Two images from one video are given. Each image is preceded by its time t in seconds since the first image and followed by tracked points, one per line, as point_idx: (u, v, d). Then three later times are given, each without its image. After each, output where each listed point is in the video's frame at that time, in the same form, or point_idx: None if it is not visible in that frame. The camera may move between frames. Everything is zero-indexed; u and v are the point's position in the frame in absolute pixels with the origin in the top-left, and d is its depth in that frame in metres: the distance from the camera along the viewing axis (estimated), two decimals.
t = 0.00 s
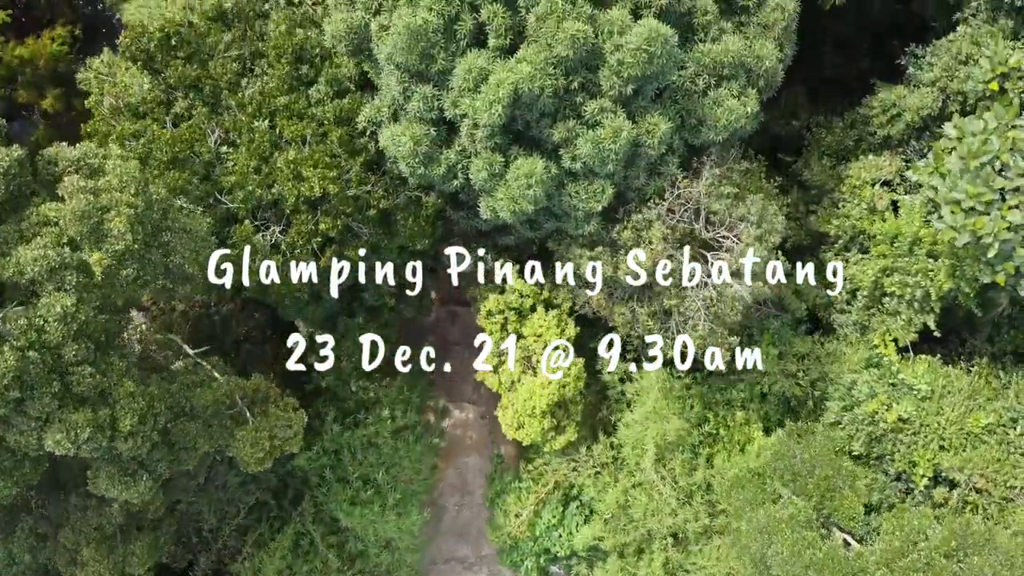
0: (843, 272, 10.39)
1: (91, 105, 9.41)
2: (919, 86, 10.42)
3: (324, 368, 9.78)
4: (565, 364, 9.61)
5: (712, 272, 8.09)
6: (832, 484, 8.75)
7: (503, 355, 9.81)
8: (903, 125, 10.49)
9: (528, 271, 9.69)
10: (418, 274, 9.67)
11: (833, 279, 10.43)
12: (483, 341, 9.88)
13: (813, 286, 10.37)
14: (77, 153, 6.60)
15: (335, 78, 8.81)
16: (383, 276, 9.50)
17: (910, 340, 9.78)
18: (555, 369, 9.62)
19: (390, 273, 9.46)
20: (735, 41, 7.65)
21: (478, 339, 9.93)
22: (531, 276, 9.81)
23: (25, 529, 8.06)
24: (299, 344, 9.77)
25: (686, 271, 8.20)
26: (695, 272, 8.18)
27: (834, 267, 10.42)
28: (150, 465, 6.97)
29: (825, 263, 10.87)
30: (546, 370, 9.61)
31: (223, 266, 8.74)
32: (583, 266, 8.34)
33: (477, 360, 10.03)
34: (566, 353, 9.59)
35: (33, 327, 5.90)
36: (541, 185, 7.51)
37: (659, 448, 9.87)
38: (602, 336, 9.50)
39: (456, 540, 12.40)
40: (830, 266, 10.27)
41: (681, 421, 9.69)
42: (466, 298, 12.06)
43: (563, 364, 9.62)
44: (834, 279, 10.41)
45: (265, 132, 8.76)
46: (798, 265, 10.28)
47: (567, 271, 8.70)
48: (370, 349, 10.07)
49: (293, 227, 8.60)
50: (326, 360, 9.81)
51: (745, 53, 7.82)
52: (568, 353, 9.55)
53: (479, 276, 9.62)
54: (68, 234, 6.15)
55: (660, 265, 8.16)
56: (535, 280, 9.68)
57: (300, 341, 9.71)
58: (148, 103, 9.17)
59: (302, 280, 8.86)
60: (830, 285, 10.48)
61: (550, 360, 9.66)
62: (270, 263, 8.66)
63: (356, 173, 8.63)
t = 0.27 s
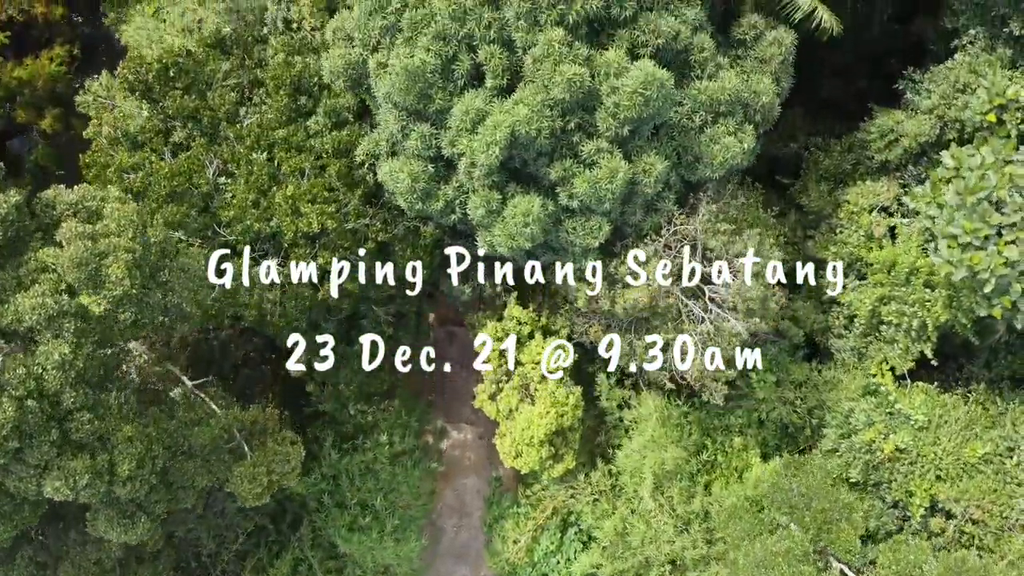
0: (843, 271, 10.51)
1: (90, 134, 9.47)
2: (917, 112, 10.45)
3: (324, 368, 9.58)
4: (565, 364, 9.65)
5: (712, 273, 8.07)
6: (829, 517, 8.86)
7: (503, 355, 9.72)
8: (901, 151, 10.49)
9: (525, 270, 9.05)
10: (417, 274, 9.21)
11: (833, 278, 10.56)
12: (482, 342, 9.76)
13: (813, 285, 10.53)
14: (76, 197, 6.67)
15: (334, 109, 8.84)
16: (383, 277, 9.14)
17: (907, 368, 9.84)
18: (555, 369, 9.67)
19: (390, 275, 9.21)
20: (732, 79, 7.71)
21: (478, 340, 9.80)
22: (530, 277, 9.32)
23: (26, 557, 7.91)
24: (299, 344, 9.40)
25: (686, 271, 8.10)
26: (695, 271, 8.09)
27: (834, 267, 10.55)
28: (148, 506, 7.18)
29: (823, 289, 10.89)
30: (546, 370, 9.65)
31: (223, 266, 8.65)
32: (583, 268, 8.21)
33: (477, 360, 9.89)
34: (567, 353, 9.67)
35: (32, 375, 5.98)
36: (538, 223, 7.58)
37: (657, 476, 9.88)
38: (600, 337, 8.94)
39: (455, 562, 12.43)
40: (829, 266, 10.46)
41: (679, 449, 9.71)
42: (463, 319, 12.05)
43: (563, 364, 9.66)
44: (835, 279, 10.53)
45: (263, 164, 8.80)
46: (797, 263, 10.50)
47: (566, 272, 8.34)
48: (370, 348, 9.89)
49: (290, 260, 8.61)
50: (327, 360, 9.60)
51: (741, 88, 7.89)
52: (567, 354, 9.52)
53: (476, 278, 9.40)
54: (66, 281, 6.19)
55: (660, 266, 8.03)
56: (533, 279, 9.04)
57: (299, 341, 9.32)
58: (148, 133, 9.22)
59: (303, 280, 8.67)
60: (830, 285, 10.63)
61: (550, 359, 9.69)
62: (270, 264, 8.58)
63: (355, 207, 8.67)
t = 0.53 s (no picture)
0: (843, 271, 10.56)
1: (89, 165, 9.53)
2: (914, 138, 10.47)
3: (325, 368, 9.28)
4: (565, 364, 9.52)
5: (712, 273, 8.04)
6: (825, 550, 9.17)
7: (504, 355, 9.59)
8: (898, 176, 10.49)
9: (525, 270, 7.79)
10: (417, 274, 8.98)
11: (833, 278, 10.61)
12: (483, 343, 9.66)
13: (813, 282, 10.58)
14: (76, 238, 6.74)
15: (332, 141, 8.86)
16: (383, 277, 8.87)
17: (904, 396, 9.85)
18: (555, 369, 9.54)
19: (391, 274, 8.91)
20: (728, 116, 7.75)
21: (478, 341, 9.79)
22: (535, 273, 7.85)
23: None
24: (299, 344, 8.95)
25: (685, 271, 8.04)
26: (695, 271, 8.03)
27: (834, 267, 10.61)
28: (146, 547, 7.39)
29: (820, 314, 10.91)
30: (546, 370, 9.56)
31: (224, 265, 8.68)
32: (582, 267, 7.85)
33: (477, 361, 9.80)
34: (566, 353, 9.53)
35: (31, 423, 6.05)
36: (535, 261, 7.62)
37: (655, 504, 9.89)
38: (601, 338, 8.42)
39: None
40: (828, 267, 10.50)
41: (677, 478, 9.71)
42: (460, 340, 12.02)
43: (563, 364, 9.53)
44: (834, 279, 10.58)
45: (262, 196, 8.84)
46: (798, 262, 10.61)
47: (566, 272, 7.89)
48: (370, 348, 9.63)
49: (287, 293, 8.61)
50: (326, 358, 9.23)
51: (738, 124, 7.91)
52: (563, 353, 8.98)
53: (476, 279, 9.24)
54: (63, 328, 6.20)
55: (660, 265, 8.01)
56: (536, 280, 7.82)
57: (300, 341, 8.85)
58: (147, 165, 9.27)
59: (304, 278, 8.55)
60: (830, 285, 10.66)
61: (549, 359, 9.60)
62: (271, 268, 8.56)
63: (353, 240, 8.70)
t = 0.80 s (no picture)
0: (843, 272, 10.65)
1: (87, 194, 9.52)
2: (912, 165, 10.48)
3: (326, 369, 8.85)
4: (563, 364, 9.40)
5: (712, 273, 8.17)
6: None
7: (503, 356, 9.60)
8: (895, 202, 10.51)
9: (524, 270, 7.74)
10: (418, 275, 8.11)
11: (833, 279, 10.70)
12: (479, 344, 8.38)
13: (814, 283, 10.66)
14: (73, 280, 6.77)
15: (330, 172, 8.86)
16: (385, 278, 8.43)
17: (901, 425, 9.87)
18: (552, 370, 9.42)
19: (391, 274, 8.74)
20: (724, 154, 7.78)
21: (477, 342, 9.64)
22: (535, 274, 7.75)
23: None
24: (299, 345, 8.69)
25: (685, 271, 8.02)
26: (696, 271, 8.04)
27: (834, 267, 10.71)
28: None
29: (817, 340, 10.93)
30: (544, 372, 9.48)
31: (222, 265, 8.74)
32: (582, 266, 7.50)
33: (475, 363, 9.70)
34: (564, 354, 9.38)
35: (29, 471, 6.10)
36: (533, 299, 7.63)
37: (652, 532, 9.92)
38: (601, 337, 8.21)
39: None
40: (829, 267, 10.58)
41: (675, 507, 9.79)
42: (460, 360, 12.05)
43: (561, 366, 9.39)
44: (834, 280, 10.66)
45: (260, 228, 8.85)
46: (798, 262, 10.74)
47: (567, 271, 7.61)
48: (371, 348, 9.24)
49: (286, 325, 8.63)
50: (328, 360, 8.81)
51: (734, 161, 8.00)
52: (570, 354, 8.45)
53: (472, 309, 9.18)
54: (61, 374, 6.22)
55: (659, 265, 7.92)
56: (537, 281, 7.71)
57: (300, 341, 8.64)
58: (145, 195, 9.29)
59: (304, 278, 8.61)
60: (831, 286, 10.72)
61: (549, 361, 9.39)
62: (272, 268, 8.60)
63: (351, 273, 8.72)
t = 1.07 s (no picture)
0: (843, 270, 10.74)
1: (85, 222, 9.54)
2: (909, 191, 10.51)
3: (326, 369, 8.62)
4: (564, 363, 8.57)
5: (713, 273, 7.94)
6: None
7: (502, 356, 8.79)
8: (893, 227, 10.53)
9: (524, 271, 7.53)
10: (417, 275, 7.86)
11: (833, 278, 10.79)
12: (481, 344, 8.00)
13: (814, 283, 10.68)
14: (70, 320, 6.85)
15: (329, 203, 8.89)
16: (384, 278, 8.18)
17: (898, 451, 9.90)
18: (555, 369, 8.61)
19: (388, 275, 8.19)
20: (721, 190, 7.80)
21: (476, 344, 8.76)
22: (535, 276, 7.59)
23: None
24: (299, 345, 8.54)
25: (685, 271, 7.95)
26: (696, 272, 7.95)
27: (834, 267, 10.81)
28: None
29: (815, 365, 10.94)
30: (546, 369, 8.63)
31: (223, 266, 8.84)
32: (582, 265, 7.36)
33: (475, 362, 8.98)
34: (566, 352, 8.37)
35: (28, 516, 6.31)
36: (531, 334, 7.62)
37: (650, 559, 9.92)
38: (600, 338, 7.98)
39: None
40: (830, 267, 10.66)
41: (673, 534, 9.81)
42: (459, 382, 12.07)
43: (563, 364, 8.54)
44: (834, 279, 10.76)
45: (259, 258, 8.88)
46: (798, 262, 10.82)
47: (567, 271, 7.41)
48: (370, 348, 9.02)
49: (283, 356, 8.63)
50: (328, 360, 8.60)
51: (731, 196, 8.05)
52: (570, 353, 8.04)
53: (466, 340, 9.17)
54: (59, 420, 6.29)
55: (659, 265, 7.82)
56: (537, 281, 7.53)
57: (300, 341, 8.50)
58: (144, 223, 9.31)
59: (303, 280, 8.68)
60: (831, 285, 10.80)
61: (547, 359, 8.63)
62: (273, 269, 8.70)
63: (349, 304, 8.72)
